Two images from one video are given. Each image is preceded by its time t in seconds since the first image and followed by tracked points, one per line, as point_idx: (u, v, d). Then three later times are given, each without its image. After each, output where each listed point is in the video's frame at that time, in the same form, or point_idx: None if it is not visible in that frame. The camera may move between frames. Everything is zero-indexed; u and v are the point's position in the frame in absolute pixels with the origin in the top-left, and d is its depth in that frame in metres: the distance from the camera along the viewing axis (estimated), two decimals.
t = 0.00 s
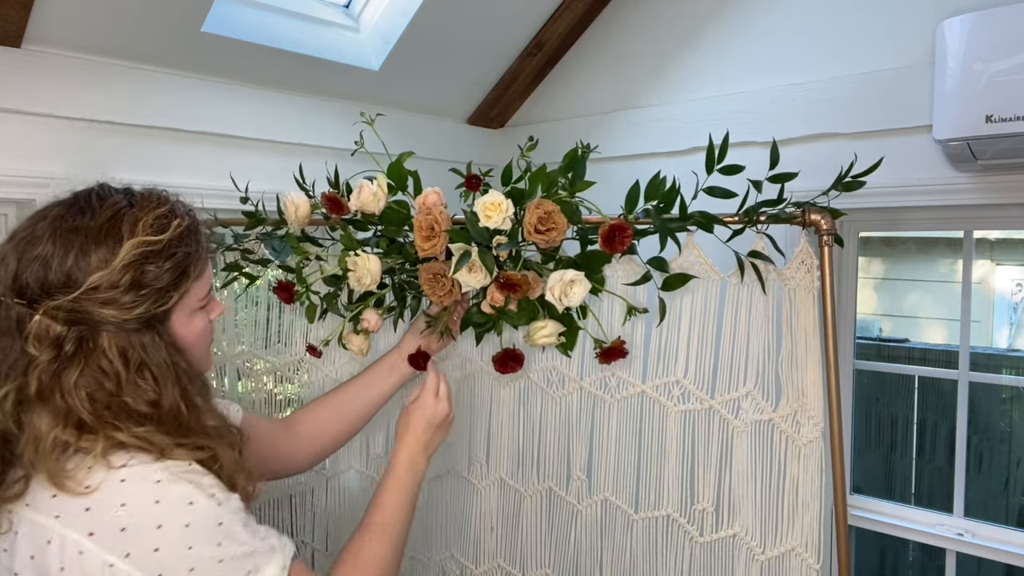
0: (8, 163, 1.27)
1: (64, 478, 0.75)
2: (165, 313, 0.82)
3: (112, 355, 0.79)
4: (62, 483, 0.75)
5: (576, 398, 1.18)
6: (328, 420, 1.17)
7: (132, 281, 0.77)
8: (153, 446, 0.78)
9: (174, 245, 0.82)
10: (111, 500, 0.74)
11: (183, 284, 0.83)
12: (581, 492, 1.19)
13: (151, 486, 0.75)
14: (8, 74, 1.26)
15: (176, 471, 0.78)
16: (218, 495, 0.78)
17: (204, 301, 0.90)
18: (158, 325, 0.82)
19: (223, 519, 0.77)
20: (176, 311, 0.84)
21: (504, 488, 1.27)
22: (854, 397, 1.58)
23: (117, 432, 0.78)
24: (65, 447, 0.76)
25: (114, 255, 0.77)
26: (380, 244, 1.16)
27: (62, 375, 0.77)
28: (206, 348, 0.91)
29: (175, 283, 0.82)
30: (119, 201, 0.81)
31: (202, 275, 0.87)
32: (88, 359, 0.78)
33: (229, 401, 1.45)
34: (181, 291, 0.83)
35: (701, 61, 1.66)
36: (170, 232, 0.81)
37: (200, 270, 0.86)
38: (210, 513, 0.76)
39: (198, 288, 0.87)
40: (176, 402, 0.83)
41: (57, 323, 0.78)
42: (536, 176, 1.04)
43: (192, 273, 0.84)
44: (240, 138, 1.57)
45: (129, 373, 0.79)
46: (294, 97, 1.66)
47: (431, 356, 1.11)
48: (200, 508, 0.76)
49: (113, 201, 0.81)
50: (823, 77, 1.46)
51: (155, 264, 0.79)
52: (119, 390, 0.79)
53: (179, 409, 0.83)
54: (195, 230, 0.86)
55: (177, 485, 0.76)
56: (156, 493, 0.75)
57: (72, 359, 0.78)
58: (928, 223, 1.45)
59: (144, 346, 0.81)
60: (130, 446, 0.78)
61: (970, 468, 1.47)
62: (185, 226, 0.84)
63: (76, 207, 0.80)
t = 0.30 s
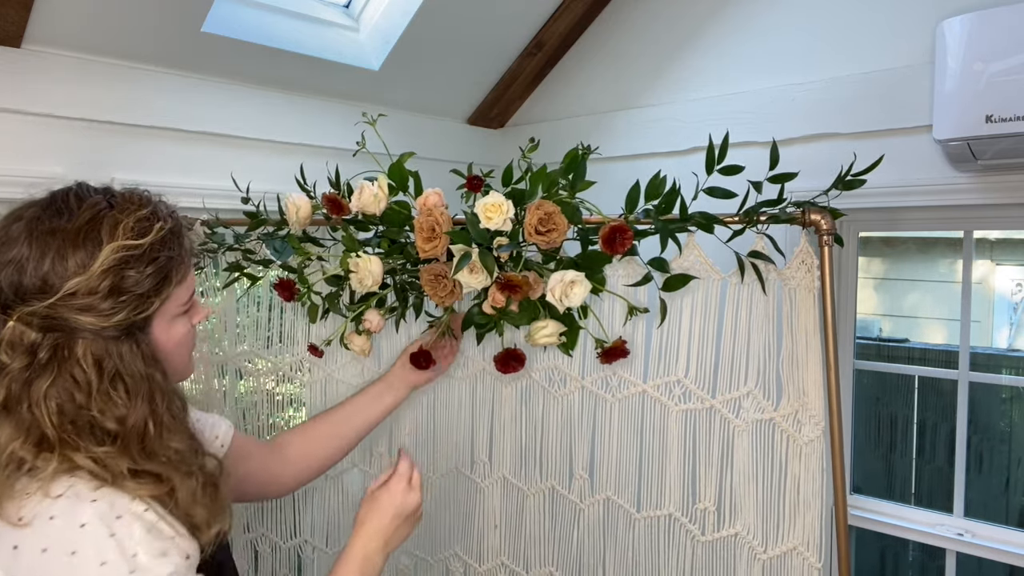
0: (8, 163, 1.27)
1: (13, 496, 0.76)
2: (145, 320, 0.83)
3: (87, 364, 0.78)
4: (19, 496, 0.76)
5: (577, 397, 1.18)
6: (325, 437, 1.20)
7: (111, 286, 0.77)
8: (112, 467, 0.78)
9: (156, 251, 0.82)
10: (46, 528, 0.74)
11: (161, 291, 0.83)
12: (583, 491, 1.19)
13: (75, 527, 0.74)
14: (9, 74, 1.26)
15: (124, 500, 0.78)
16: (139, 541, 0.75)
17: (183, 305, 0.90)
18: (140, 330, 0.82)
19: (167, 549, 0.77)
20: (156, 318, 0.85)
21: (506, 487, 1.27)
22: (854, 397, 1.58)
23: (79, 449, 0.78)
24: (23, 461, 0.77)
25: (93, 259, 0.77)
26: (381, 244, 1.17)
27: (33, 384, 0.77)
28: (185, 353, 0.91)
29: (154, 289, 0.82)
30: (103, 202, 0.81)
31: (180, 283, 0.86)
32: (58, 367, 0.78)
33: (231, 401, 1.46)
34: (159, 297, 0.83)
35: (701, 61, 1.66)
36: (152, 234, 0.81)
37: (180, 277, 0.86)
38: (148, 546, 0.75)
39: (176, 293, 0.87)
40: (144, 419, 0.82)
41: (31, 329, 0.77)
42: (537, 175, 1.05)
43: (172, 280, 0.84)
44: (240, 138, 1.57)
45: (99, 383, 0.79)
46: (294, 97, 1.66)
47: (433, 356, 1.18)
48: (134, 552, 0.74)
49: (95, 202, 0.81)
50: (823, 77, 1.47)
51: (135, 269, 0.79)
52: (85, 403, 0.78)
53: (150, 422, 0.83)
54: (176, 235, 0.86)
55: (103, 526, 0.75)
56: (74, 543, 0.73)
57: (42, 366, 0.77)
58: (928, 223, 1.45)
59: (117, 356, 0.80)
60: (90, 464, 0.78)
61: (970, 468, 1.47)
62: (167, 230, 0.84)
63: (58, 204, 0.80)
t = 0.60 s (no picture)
0: (7, 163, 1.26)
1: None
2: (139, 326, 0.80)
3: (76, 372, 0.76)
4: None
5: (575, 398, 1.18)
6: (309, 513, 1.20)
7: (106, 290, 0.75)
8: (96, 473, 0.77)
9: (149, 253, 0.80)
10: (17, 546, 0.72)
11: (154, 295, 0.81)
12: (582, 492, 1.19)
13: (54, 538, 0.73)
14: (8, 74, 1.26)
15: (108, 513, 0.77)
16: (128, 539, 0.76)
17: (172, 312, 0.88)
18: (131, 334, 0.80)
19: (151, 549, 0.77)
20: (151, 324, 0.82)
21: (505, 487, 1.27)
22: (854, 397, 1.58)
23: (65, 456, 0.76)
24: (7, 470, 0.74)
25: (87, 262, 0.74)
26: (379, 244, 1.18)
27: (20, 395, 0.75)
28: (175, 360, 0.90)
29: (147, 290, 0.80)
30: (93, 203, 0.79)
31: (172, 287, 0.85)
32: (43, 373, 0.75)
33: (229, 404, 1.37)
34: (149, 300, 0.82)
35: (701, 61, 1.65)
36: (145, 235, 0.80)
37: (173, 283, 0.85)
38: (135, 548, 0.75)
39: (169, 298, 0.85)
40: (130, 433, 0.81)
41: (20, 336, 0.74)
42: (535, 175, 1.06)
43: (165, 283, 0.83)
44: (240, 138, 1.58)
45: (87, 389, 0.77)
46: (294, 97, 1.66)
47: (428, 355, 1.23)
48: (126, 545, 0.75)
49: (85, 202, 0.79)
50: (823, 77, 1.46)
51: (131, 272, 0.77)
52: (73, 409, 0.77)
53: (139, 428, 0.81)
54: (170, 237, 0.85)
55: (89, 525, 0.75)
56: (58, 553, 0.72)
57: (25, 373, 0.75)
58: (928, 223, 1.45)
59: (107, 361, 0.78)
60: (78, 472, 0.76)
61: (970, 468, 1.47)
62: (161, 232, 0.83)
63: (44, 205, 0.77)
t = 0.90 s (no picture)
0: (8, 163, 1.26)
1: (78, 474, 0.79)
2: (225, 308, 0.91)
3: (179, 339, 0.85)
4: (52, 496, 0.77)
5: (576, 398, 1.18)
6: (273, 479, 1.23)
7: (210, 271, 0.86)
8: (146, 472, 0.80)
9: (217, 269, 0.87)
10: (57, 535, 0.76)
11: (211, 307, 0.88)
12: (582, 491, 1.19)
13: (86, 532, 0.76)
14: (10, 74, 1.25)
15: (151, 506, 0.79)
16: (159, 531, 0.78)
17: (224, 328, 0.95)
18: (190, 343, 0.86)
19: (188, 544, 0.79)
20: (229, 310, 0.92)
21: (505, 486, 1.27)
22: (853, 397, 1.58)
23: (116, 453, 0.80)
24: (59, 461, 0.79)
25: (198, 245, 0.86)
26: (380, 244, 1.19)
27: (134, 351, 0.82)
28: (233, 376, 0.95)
29: (205, 302, 0.86)
30: (177, 223, 0.87)
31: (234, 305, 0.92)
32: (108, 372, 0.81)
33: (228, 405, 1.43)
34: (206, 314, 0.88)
35: (702, 61, 1.65)
36: (214, 250, 0.87)
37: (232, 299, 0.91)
38: (171, 541, 0.78)
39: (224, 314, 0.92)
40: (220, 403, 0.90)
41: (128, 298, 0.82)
42: (536, 175, 1.06)
43: (226, 299, 0.89)
44: (240, 138, 1.58)
45: (148, 389, 0.82)
46: (294, 97, 1.66)
47: (430, 355, 1.26)
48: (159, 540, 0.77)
49: (166, 221, 0.87)
50: (823, 78, 1.46)
51: (230, 260, 0.89)
52: (125, 408, 0.81)
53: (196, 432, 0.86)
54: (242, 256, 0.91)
55: (123, 517, 0.77)
56: (87, 550, 0.74)
57: (92, 369, 0.81)
58: (928, 223, 1.45)
59: (162, 365, 0.84)
60: (126, 467, 0.81)
61: (970, 468, 1.47)
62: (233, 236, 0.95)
63: (129, 221, 0.86)
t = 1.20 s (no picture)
0: (8, 163, 1.26)
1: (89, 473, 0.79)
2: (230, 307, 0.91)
3: (184, 338, 0.85)
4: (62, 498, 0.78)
5: (576, 398, 1.18)
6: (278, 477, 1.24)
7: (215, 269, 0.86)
8: (155, 472, 0.81)
9: (222, 267, 0.86)
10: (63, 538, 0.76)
11: (217, 306, 0.88)
12: (582, 491, 1.19)
13: (97, 535, 0.76)
14: (10, 74, 1.26)
15: (159, 508, 0.79)
16: (169, 532, 0.78)
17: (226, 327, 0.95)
18: (196, 343, 0.86)
19: (198, 543, 0.80)
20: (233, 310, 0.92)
21: (505, 486, 1.27)
22: (853, 397, 1.58)
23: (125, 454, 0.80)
24: (69, 462, 0.79)
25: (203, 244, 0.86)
26: (380, 244, 1.19)
27: (140, 350, 0.82)
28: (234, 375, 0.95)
29: (211, 301, 0.86)
30: (180, 222, 0.87)
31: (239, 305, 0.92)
32: (118, 372, 0.81)
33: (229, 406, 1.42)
34: (211, 313, 0.88)
35: (702, 61, 1.65)
36: (217, 249, 0.86)
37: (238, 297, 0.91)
38: (182, 541, 0.78)
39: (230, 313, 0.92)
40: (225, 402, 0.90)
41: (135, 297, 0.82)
42: (536, 175, 1.06)
43: (232, 297, 0.89)
44: (240, 139, 1.58)
45: (156, 389, 0.82)
46: (294, 97, 1.66)
47: (430, 356, 1.26)
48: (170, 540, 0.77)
49: (168, 219, 0.87)
50: (823, 78, 1.46)
51: (235, 259, 0.88)
52: (134, 408, 0.81)
53: (204, 432, 0.86)
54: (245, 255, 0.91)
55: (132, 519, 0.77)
56: (98, 551, 0.74)
57: (99, 370, 0.81)
58: (927, 223, 1.45)
59: (168, 364, 0.84)
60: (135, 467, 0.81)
61: (970, 468, 1.47)
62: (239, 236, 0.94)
63: (132, 220, 0.85)
